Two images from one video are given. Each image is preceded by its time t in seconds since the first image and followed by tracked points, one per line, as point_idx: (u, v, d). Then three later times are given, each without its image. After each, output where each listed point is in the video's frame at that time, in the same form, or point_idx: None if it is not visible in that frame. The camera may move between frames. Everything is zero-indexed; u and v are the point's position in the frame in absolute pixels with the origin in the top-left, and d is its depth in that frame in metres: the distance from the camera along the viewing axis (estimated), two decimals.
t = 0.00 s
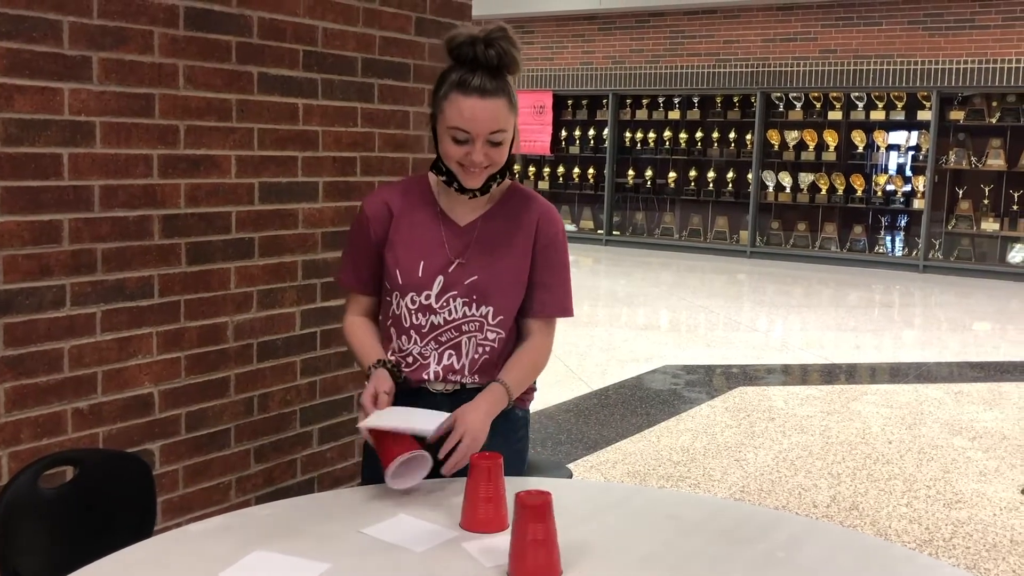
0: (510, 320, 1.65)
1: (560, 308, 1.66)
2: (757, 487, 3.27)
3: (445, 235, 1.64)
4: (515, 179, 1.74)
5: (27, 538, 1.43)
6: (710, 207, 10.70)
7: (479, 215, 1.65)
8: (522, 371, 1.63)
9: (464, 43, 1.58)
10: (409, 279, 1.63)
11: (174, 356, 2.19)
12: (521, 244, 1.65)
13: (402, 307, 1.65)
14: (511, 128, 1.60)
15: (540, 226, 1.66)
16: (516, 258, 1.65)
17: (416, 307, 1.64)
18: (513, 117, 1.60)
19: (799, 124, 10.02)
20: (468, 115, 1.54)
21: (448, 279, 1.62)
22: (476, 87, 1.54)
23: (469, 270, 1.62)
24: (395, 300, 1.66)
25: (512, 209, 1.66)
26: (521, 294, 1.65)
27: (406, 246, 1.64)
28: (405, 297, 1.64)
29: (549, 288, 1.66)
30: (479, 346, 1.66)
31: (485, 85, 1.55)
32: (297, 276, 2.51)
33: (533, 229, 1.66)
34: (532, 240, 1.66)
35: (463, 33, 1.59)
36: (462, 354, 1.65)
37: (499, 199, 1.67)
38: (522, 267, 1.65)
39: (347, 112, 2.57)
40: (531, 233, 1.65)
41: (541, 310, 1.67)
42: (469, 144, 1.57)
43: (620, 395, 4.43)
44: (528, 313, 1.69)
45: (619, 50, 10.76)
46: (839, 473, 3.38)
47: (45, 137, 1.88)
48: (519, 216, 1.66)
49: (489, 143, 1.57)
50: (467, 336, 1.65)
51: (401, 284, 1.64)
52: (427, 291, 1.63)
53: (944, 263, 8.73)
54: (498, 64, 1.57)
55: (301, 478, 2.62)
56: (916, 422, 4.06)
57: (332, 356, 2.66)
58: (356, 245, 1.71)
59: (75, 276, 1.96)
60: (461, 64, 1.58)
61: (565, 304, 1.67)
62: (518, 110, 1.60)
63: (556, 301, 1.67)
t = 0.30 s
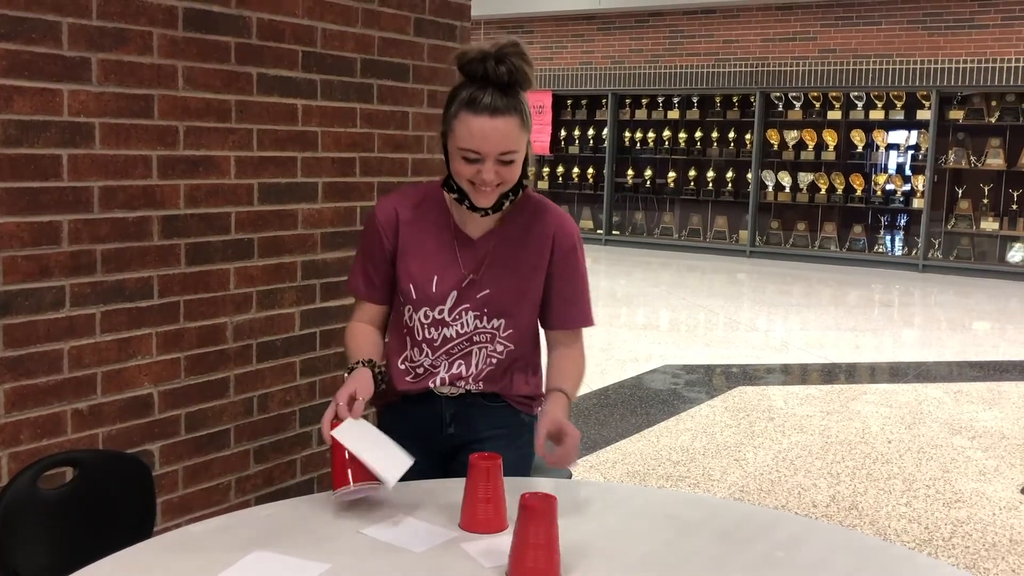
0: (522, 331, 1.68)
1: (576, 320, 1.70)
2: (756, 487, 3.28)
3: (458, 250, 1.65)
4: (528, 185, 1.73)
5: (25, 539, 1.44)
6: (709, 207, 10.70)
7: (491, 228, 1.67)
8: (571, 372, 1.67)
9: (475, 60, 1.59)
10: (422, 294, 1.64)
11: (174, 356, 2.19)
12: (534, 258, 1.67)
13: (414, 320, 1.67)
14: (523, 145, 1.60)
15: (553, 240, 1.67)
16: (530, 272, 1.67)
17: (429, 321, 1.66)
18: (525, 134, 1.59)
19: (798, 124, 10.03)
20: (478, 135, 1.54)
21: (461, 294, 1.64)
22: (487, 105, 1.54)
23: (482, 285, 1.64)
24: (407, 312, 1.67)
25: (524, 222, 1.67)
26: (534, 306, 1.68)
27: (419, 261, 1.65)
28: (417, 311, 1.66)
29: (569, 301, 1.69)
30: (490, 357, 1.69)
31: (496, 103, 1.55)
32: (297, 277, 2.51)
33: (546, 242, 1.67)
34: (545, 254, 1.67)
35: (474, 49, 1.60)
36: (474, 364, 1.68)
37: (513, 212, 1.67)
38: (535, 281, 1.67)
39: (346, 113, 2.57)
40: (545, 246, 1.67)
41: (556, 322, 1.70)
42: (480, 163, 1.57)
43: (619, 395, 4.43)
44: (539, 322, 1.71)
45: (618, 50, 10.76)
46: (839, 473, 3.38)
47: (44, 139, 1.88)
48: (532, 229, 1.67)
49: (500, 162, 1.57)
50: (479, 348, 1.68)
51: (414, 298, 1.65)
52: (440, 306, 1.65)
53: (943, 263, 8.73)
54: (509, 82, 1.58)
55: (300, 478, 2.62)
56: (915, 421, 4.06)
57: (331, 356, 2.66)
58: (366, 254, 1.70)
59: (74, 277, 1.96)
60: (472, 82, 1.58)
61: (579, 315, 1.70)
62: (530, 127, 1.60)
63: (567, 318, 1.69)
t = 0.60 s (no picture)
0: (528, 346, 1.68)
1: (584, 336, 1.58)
2: (756, 485, 3.28)
3: (468, 261, 1.64)
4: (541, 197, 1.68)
5: (24, 539, 1.45)
6: (709, 205, 10.70)
7: (501, 242, 1.63)
8: (584, 410, 1.53)
9: (488, 77, 1.52)
10: (430, 303, 1.65)
11: (173, 355, 2.19)
12: (543, 275, 1.62)
13: (421, 328, 1.67)
14: (534, 167, 1.53)
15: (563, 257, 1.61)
16: (538, 289, 1.63)
17: (436, 330, 1.66)
18: (537, 155, 1.52)
19: (797, 122, 10.03)
20: (488, 156, 1.48)
21: (468, 307, 1.63)
22: (497, 125, 1.47)
23: (490, 299, 1.63)
24: (415, 320, 1.68)
25: (536, 238, 1.63)
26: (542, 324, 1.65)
27: (428, 270, 1.65)
28: (425, 320, 1.66)
29: (575, 316, 1.59)
30: (496, 367, 1.70)
31: (507, 123, 1.47)
32: (296, 275, 2.51)
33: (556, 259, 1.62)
34: (555, 271, 1.62)
35: (488, 65, 1.53)
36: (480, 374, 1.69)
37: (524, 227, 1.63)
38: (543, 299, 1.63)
39: (344, 112, 2.57)
40: (554, 262, 1.62)
41: (560, 338, 1.58)
42: (489, 184, 1.50)
43: (618, 394, 4.43)
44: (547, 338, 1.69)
45: (617, 49, 10.76)
46: (838, 471, 3.38)
47: (43, 138, 1.88)
48: (541, 246, 1.63)
49: (509, 184, 1.51)
50: (484, 359, 1.69)
51: (423, 307, 1.65)
52: (447, 317, 1.65)
53: (942, 261, 8.73)
54: (522, 101, 1.50)
55: (299, 477, 2.62)
56: (914, 420, 4.07)
57: (330, 355, 2.66)
58: (376, 260, 1.69)
59: (72, 276, 1.96)
60: (484, 99, 1.51)
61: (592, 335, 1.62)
62: (543, 148, 1.52)
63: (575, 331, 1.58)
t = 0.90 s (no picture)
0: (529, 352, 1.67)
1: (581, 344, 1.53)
2: (756, 480, 3.28)
3: (471, 262, 1.63)
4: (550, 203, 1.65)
5: (25, 537, 1.44)
6: (709, 200, 10.69)
7: (505, 246, 1.61)
8: (581, 428, 1.47)
9: (501, 89, 1.48)
10: (432, 300, 1.65)
11: (173, 350, 2.19)
12: (546, 282, 1.60)
13: (424, 324, 1.69)
14: (542, 182, 1.50)
15: (567, 265, 1.58)
16: (541, 297, 1.61)
17: (437, 328, 1.67)
18: (546, 169, 1.49)
19: (798, 117, 10.01)
20: (496, 172, 1.45)
21: (468, 309, 1.63)
22: (506, 139, 1.43)
23: (490, 302, 1.62)
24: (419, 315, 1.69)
25: (540, 245, 1.60)
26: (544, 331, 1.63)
27: (432, 267, 1.65)
28: (427, 317, 1.67)
29: (576, 322, 1.54)
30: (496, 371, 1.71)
31: (515, 138, 1.44)
32: (296, 270, 2.50)
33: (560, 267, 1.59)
34: (558, 278, 1.59)
35: (502, 76, 1.49)
36: (481, 376, 1.70)
37: (530, 232, 1.60)
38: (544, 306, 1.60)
39: (345, 106, 2.57)
40: (559, 268, 1.59)
41: (556, 342, 1.53)
42: (494, 197, 1.48)
43: (619, 389, 4.43)
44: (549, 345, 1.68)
45: (618, 44, 10.75)
46: (838, 466, 3.38)
47: (42, 132, 1.87)
48: (545, 254, 1.60)
49: (515, 198, 1.49)
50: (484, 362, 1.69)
51: (425, 304, 1.66)
52: (447, 317, 1.65)
53: (943, 256, 8.73)
54: (532, 117, 1.46)
55: (299, 472, 2.62)
56: (915, 415, 4.07)
57: (330, 350, 2.65)
58: (386, 252, 1.71)
59: (72, 271, 1.95)
60: (495, 111, 1.48)
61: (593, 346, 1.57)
62: (552, 164, 1.49)
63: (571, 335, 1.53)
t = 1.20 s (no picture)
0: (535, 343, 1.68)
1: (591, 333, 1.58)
2: (757, 473, 3.28)
3: (473, 256, 1.62)
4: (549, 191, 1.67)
5: (25, 531, 1.44)
6: (710, 193, 10.67)
7: (507, 238, 1.62)
8: (592, 406, 1.54)
9: (499, 80, 1.49)
10: (434, 300, 1.63)
11: (174, 344, 2.19)
12: (551, 272, 1.61)
13: (426, 324, 1.67)
14: (542, 171, 1.50)
15: (571, 255, 1.60)
16: (546, 287, 1.62)
17: (440, 326, 1.65)
18: (546, 159, 1.50)
19: (799, 110, 9.98)
20: (497, 163, 1.45)
21: (472, 305, 1.62)
22: (507, 130, 1.44)
23: (495, 297, 1.62)
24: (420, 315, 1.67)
25: (542, 235, 1.61)
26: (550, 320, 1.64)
27: (433, 265, 1.63)
28: (430, 316, 1.65)
29: (582, 311, 1.58)
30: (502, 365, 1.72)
31: (516, 128, 1.44)
32: (297, 264, 2.50)
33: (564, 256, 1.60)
34: (562, 268, 1.61)
35: (500, 67, 1.50)
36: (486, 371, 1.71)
37: (530, 222, 1.61)
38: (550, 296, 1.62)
39: (346, 99, 2.56)
40: (563, 256, 1.60)
41: (564, 332, 1.58)
42: (496, 187, 1.49)
43: (620, 382, 4.44)
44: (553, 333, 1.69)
45: (619, 37, 10.73)
46: (840, 459, 3.38)
47: (43, 126, 1.87)
48: (548, 244, 1.61)
49: (517, 188, 1.49)
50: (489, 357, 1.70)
51: (427, 303, 1.64)
52: (452, 313, 1.63)
53: (945, 249, 8.72)
54: (532, 106, 1.47)
55: (301, 465, 2.62)
56: (916, 407, 4.07)
57: (331, 343, 2.65)
58: (383, 254, 1.68)
59: (74, 265, 1.95)
60: (494, 102, 1.48)
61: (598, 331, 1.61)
62: (552, 153, 1.50)
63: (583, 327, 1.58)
